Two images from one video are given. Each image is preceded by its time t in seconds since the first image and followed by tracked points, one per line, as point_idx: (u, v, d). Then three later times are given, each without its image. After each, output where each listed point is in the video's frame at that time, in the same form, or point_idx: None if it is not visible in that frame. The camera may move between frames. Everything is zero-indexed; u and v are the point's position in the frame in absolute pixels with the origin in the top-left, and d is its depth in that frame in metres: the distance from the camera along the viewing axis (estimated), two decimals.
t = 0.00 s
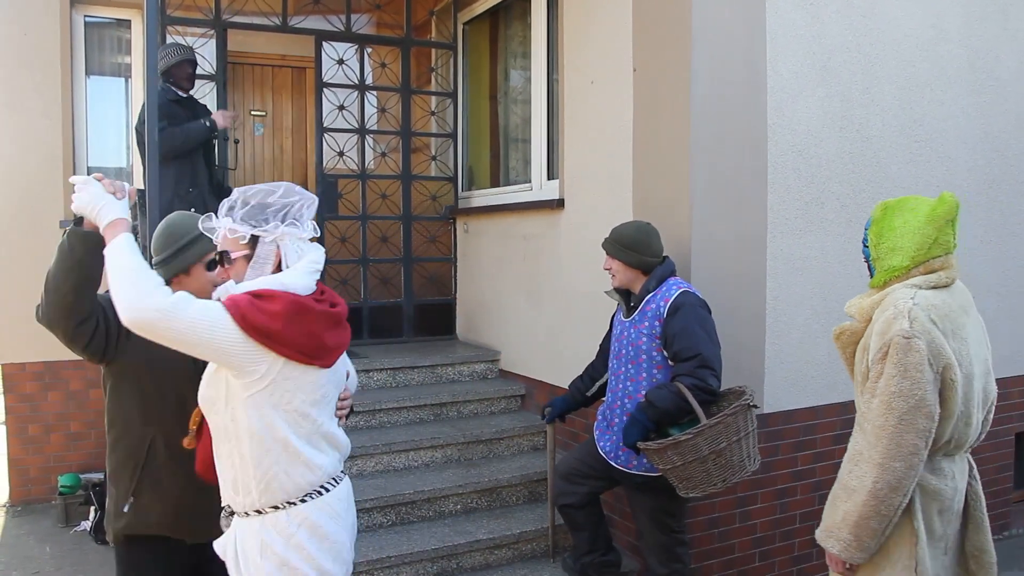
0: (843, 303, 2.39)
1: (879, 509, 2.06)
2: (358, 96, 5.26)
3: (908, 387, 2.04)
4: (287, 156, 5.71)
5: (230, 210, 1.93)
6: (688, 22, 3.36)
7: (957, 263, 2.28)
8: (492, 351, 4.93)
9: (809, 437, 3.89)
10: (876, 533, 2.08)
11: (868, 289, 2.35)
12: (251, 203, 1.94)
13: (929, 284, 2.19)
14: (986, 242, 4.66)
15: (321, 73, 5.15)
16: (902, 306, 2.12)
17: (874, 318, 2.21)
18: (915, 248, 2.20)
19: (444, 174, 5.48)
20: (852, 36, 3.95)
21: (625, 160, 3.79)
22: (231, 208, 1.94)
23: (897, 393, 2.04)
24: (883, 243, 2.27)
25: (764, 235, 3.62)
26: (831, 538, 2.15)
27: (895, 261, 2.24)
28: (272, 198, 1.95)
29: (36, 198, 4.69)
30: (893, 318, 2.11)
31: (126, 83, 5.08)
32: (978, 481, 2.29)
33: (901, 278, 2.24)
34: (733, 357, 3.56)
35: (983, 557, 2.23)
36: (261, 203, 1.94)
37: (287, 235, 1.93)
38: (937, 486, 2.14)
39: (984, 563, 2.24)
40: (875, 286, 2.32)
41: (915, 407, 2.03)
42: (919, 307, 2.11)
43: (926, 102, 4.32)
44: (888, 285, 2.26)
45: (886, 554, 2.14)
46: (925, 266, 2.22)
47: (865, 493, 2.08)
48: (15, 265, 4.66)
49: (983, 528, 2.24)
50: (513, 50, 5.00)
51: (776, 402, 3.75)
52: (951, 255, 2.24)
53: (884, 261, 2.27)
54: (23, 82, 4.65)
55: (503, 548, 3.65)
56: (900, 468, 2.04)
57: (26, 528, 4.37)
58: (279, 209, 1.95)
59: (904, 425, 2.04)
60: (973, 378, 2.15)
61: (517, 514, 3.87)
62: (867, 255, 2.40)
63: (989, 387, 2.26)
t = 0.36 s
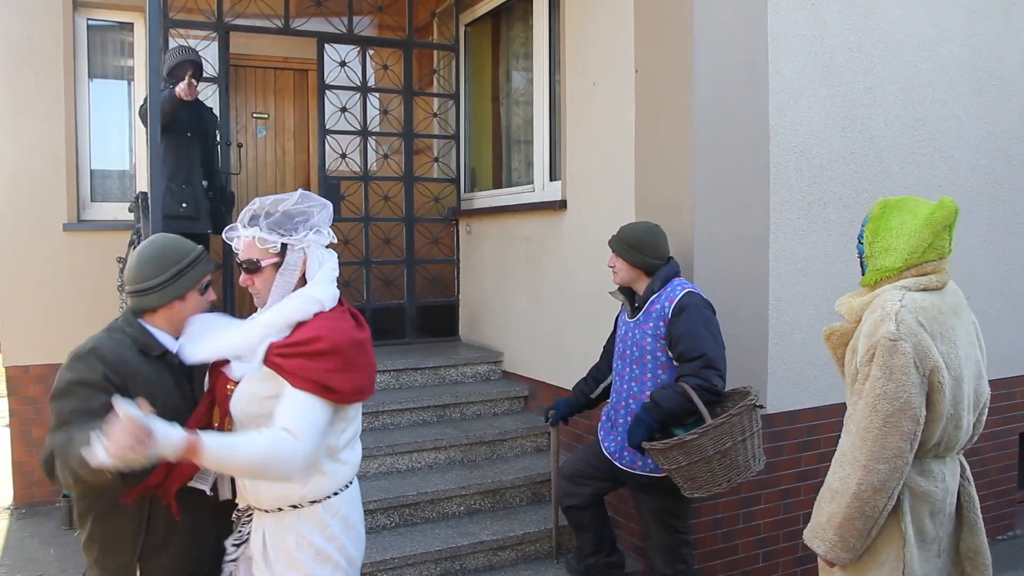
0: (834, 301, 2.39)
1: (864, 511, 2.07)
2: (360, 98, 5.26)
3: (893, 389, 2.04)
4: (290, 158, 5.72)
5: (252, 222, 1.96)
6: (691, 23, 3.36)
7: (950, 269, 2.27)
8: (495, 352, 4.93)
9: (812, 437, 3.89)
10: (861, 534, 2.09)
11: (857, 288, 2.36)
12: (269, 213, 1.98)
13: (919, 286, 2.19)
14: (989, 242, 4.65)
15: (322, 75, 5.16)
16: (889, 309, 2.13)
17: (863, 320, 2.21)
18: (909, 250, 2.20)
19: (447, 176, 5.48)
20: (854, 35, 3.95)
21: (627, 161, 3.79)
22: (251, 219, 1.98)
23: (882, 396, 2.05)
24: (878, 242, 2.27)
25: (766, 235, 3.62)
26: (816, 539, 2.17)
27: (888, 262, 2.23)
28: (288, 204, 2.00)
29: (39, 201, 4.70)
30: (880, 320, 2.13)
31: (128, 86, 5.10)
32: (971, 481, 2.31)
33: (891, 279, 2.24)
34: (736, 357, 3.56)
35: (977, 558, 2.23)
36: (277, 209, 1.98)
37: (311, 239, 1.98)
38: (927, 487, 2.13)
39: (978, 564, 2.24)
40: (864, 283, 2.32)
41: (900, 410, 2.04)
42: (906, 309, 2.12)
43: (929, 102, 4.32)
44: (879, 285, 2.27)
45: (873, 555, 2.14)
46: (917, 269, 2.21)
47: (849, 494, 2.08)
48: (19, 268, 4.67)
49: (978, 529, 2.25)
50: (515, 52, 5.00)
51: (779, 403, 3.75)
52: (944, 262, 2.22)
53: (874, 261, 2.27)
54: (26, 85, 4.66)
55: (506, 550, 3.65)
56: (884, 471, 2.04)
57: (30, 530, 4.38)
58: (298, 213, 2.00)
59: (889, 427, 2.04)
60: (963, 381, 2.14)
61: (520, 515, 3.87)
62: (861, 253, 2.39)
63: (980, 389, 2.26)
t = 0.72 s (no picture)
0: (843, 303, 2.42)
1: (903, 517, 2.03)
2: (362, 99, 5.26)
3: (930, 390, 2.04)
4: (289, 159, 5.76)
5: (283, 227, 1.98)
6: (693, 24, 3.36)
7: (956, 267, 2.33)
8: (498, 353, 4.93)
9: (815, 437, 3.89)
10: (897, 542, 2.05)
11: (867, 288, 2.39)
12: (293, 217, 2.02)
13: (933, 286, 2.22)
14: (991, 242, 4.65)
15: (325, 77, 5.16)
16: (915, 309, 2.13)
17: (884, 321, 2.22)
18: (923, 250, 2.22)
19: (449, 177, 5.49)
20: (856, 36, 3.94)
21: (629, 162, 3.80)
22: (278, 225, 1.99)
23: (921, 398, 2.04)
24: (891, 241, 2.29)
25: (769, 236, 3.62)
26: (850, 551, 2.10)
27: (901, 261, 2.26)
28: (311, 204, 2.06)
29: (42, 203, 4.71)
30: (907, 321, 2.12)
31: (131, 88, 5.11)
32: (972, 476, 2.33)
33: (905, 279, 2.27)
34: (739, 358, 3.56)
35: (984, 554, 2.26)
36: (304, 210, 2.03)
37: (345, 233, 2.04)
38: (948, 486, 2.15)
39: (986, 560, 2.26)
40: (875, 283, 2.35)
41: (937, 411, 2.03)
42: (931, 308, 2.13)
43: (932, 102, 4.32)
44: (891, 285, 2.30)
45: (900, 561, 2.13)
46: (930, 269, 2.25)
47: (889, 502, 2.04)
48: (22, 270, 4.67)
49: (983, 524, 2.27)
50: (518, 53, 5.00)
51: (782, 403, 3.76)
52: (954, 260, 2.27)
53: (885, 262, 2.30)
54: (29, 88, 4.67)
55: (509, 550, 3.65)
56: (924, 474, 2.02)
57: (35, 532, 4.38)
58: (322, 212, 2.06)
59: (929, 430, 2.03)
60: (979, 378, 2.18)
61: (524, 516, 3.88)
62: (867, 250, 2.42)
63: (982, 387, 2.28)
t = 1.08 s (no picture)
0: (860, 302, 2.46)
1: (938, 516, 2.04)
2: (365, 100, 5.26)
3: (960, 386, 2.07)
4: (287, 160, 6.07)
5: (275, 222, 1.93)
6: (695, 25, 3.36)
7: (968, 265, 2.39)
8: (501, 354, 4.93)
9: (818, 438, 3.89)
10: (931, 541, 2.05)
11: (882, 287, 2.43)
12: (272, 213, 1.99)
13: (951, 284, 2.27)
14: (993, 242, 4.65)
15: (328, 78, 5.16)
16: (938, 306, 2.17)
17: (906, 319, 2.25)
18: (941, 249, 2.27)
19: (452, 178, 5.49)
20: (859, 36, 3.95)
21: (632, 163, 3.80)
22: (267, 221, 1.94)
23: (953, 393, 2.06)
24: (908, 240, 2.33)
25: (771, 237, 3.62)
26: (886, 554, 2.08)
27: (918, 260, 2.30)
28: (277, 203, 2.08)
29: (46, 206, 4.72)
30: (932, 318, 2.16)
31: (133, 90, 5.11)
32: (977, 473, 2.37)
33: (922, 277, 2.31)
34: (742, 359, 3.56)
35: (993, 548, 2.30)
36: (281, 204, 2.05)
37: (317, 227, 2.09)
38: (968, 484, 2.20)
39: (994, 554, 2.30)
40: (892, 282, 2.38)
41: (968, 406, 2.06)
42: (953, 306, 2.17)
43: (934, 103, 4.32)
44: (908, 283, 2.34)
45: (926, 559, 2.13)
46: (946, 267, 2.30)
47: (924, 501, 2.04)
48: (26, 273, 4.68)
49: (993, 519, 2.30)
50: (520, 54, 5.00)
51: (785, 404, 3.75)
52: (967, 259, 2.33)
53: (902, 261, 2.34)
54: (33, 90, 4.68)
55: (511, 552, 3.65)
56: (958, 471, 2.04)
57: (39, 533, 4.40)
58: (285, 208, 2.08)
59: (961, 426, 2.05)
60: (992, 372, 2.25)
61: (526, 517, 3.88)
62: (884, 248, 2.46)
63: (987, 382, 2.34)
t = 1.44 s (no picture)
0: (873, 301, 2.49)
1: (939, 506, 2.08)
2: (367, 100, 5.27)
3: (964, 380, 2.09)
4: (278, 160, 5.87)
5: (308, 221, 2.06)
6: (698, 26, 3.36)
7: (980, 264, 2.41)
8: (503, 355, 4.93)
9: (821, 438, 3.89)
10: (934, 531, 2.10)
11: (895, 284, 2.46)
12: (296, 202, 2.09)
13: (962, 283, 2.29)
14: (995, 243, 4.65)
15: (330, 79, 5.16)
16: (947, 303, 2.20)
17: (914, 316, 2.29)
18: (953, 249, 2.29)
19: (454, 178, 5.48)
20: (862, 37, 3.94)
21: (634, 163, 3.80)
22: (301, 220, 2.05)
23: (956, 387, 2.09)
24: (921, 240, 2.35)
25: (774, 238, 3.62)
26: (888, 541, 2.14)
27: (930, 260, 2.32)
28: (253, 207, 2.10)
29: (48, 206, 4.73)
30: (939, 315, 2.19)
31: (136, 90, 5.11)
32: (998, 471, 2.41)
33: (933, 276, 2.33)
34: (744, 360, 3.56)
35: (1008, 545, 2.34)
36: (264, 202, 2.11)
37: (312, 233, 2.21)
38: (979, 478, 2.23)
39: (1009, 550, 2.34)
40: (904, 280, 2.41)
41: (970, 400, 2.09)
42: (961, 303, 2.19)
43: (937, 103, 4.32)
44: (920, 282, 2.36)
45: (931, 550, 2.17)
46: (958, 267, 2.32)
47: (924, 490, 2.09)
48: (28, 273, 4.69)
49: (1008, 515, 2.34)
50: (523, 54, 5.00)
51: (787, 405, 3.75)
52: (980, 259, 2.35)
53: (915, 260, 2.36)
54: (35, 91, 4.69)
55: (513, 552, 3.65)
56: (959, 463, 2.08)
57: (41, 532, 4.40)
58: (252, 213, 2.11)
59: (963, 419, 2.08)
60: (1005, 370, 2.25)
61: (528, 517, 3.88)
62: (897, 247, 2.48)
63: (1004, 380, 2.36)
